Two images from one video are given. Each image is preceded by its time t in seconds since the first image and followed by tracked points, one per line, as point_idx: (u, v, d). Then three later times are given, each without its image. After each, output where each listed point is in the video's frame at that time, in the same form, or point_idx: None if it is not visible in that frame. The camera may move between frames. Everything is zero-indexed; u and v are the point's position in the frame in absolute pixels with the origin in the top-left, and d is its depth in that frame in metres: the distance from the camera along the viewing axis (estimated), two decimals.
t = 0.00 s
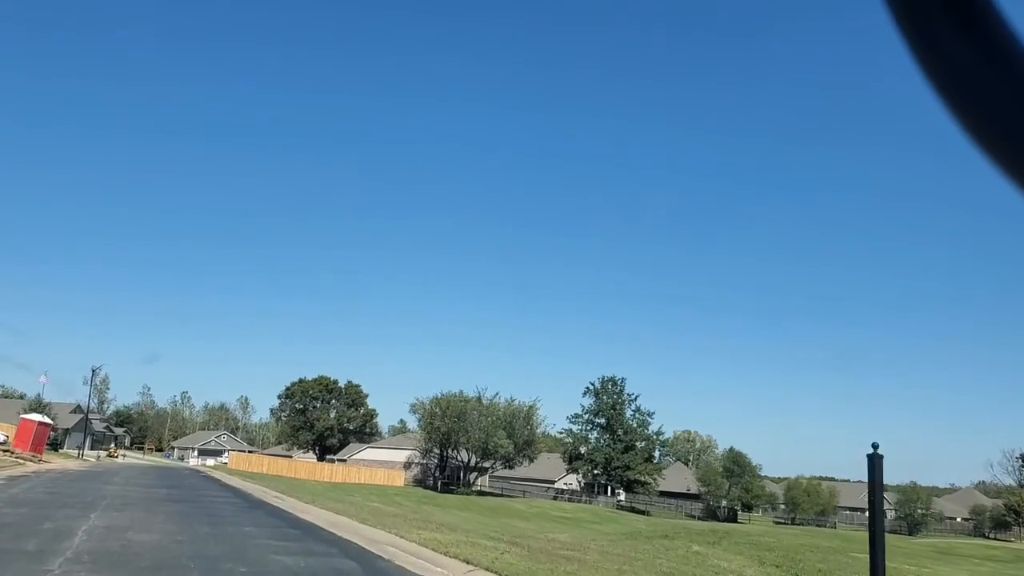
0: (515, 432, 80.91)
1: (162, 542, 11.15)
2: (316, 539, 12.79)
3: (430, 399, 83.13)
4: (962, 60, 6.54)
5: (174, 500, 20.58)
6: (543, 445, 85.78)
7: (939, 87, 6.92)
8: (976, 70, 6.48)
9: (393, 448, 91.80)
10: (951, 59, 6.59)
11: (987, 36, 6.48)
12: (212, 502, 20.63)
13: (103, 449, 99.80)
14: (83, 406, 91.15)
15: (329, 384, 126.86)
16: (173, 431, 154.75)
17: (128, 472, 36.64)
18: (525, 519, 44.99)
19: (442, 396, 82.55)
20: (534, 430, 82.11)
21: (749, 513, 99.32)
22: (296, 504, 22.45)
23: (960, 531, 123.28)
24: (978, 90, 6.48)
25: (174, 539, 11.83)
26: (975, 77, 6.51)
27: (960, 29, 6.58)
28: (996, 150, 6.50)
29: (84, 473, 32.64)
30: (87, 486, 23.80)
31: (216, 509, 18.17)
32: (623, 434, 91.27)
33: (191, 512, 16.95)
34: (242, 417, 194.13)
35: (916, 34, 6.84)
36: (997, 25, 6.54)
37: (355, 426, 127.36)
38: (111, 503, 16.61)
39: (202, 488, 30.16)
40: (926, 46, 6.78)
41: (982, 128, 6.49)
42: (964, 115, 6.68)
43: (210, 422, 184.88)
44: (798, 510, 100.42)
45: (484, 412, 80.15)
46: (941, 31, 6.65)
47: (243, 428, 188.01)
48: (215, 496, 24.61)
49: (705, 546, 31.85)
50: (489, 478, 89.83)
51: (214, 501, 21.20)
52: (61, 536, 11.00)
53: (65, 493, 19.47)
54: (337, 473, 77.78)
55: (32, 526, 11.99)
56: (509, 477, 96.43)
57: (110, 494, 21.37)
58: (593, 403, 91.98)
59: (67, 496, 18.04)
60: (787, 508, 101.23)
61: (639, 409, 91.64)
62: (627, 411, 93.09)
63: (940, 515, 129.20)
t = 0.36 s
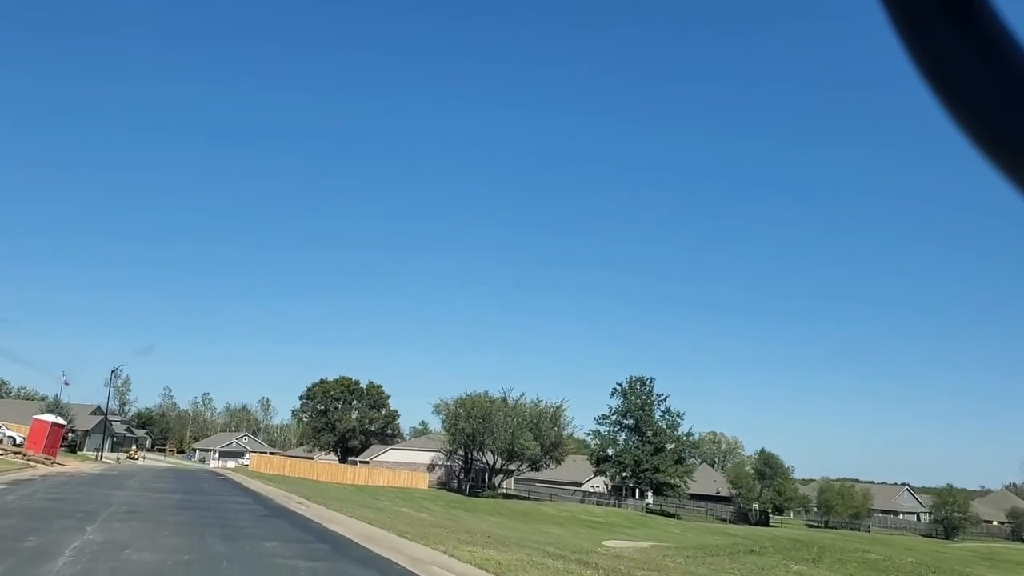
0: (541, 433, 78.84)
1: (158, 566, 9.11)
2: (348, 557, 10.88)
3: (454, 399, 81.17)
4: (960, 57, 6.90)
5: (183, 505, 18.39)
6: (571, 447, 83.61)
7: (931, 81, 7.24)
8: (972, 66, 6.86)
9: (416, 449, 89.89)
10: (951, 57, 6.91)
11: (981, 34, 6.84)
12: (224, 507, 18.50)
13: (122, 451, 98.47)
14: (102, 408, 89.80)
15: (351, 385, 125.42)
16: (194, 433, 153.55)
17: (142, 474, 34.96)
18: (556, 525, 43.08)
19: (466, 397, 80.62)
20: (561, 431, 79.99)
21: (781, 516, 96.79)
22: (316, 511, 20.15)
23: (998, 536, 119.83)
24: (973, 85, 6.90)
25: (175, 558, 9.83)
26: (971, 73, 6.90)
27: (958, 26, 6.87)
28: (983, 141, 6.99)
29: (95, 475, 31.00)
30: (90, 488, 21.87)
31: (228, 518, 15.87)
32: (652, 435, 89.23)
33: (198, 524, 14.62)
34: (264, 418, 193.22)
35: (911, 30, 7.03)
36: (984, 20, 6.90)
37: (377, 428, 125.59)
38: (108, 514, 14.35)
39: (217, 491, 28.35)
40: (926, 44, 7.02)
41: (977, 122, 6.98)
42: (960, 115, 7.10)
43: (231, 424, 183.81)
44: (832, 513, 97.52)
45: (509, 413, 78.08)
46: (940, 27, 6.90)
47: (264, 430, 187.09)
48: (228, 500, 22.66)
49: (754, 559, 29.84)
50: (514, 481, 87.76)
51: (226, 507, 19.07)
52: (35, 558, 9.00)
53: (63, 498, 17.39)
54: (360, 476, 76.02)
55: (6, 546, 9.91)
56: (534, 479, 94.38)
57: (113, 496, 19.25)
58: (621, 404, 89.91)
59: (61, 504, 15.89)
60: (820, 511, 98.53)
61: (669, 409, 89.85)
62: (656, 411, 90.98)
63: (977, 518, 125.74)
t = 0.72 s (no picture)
0: (570, 435, 76.51)
1: None
2: None
3: (478, 400, 79.01)
4: (957, 63, 6.31)
5: (197, 516, 16.26)
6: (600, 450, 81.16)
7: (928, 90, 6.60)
8: (973, 74, 6.21)
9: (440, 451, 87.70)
10: (950, 65, 6.32)
11: (978, 37, 6.31)
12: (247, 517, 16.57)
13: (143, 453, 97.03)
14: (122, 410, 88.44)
15: (374, 386, 123.89)
16: (216, 436, 152.45)
17: (154, 478, 32.96)
18: (593, 532, 40.80)
19: (491, 398, 78.44)
20: (590, 433, 77.61)
21: (815, 519, 93.91)
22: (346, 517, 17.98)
23: None
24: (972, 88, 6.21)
25: None
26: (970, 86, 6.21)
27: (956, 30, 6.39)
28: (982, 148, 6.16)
29: (104, 480, 29.05)
30: (92, 497, 19.75)
31: (249, 532, 13.71)
32: (682, 437, 86.82)
33: (211, 543, 12.38)
34: (286, 420, 192.21)
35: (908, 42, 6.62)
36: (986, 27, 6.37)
37: (399, 430, 123.80)
38: (102, 531, 12.06)
39: (228, 496, 26.14)
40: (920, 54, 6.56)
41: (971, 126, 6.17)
42: (961, 130, 6.29)
43: (253, 426, 182.90)
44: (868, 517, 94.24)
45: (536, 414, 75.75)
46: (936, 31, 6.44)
47: (287, 432, 186.14)
48: (240, 509, 20.44)
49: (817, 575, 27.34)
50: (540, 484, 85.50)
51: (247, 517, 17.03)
52: None
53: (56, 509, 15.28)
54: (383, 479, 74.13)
55: None
56: (561, 482, 92.00)
57: (122, 505, 17.22)
58: (650, 404, 87.56)
59: (57, 516, 13.86)
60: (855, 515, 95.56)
61: (700, 411, 87.40)
62: (686, 412, 88.53)
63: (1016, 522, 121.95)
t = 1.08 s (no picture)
0: (599, 435, 74.33)
1: None
2: None
3: (504, 399, 76.91)
4: (953, 73, 6.50)
5: (216, 530, 14.04)
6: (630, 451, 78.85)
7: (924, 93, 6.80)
8: (964, 76, 6.45)
9: (464, 452, 85.62)
10: (940, 64, 6.56)
11: (975, 47, 6.51)
12: (272, 530, 14.31)
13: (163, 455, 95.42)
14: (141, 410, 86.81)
15: (395, 386, 122.06)
16: (237, 436, 150.87)
17: (172, 481, 31.31)
18: (632, 536, 38.86)
19: (517, 397, 76.31)
20: (620, 433, 75.35)
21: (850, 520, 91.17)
22: (386, 525, 15.75)
23: None
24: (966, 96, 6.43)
25: None
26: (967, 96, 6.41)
27: (958, 38, 6.58)
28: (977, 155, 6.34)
29: (118, 483, 27.40)
30: (101, 502, 18.00)
31: (272, 552, 11.42)
32: (714, 436, 84.40)
33: (229, 563, 10.30)
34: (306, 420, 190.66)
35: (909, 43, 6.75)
36: (982, 38, 6.57)
37: (421, 430, 121.75)
38: (97, 553, 10.01)
39: (249, 497, 24.44)
40: (920, 58, 6.71)
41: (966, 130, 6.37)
42: (950, 124, 6.53)
43: (273, 427, 181.45)
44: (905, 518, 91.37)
45: (564, 413, 73.54)
46: (936, 39, 6.59)
47: (307, 432, 184.69)
48: (264, 512, 18.59)
49: None
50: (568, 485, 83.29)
51: (275, 527, 14.90)
52: None
53: (47, 525, 13.16)
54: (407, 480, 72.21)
55: None
56: (589, 483, 89.66)
57: (126, 517, 15.02)
58: (680, 403, 85.21)
59: (44, 533, 11.72)
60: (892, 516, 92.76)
61: (732, 410, 85.17)
62: (718, 411, 86.18)
63: None
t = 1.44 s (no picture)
0: (628, 437, 72.15)
1: None
2: None
3: (528, 400, 74.74)
4: (950, 74, 6.37)
5: (230, 549, 11.71)
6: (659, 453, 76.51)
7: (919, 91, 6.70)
8: (961, 77, 6.31)
9: (488, 454, 83.45)
10: (934, 66, 6.40)
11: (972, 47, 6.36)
12: (297, 549, 12.05)
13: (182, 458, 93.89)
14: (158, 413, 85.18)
15: (415, 388, 120.03)
16: (256, 440, 149.35)
17: (187, 485, 29.52)
18: (673, 543, 36.69)
19: (542, 397, 74.20)
20: (650, 435, 73.06)
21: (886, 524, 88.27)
22: (428, 542, 13.41)
23: None
24: (962, 97, 6.31)
25: None
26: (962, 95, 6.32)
27: (952, 38, 6.41)
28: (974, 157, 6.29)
29: (129, 488, 25.63)
30: (104, 511, 16.14)
31: None
32: (745, 438, 81.99)
33: None
34: (325, 423, 189.26)
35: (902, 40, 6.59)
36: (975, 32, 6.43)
37: (442, 432, 119.67)
38: None
39: (268, 502, 22.61)
40: (915, 57, 6.57)
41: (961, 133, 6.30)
42: (948, 124, 6.38)
43: (293, 430, 180.08)
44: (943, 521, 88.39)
45: (592, 414, 71.30)
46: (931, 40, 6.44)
47: (327, 435, 183.13)
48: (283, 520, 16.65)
49: None
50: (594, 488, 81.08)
51: (297, 546, 12.70)
52: None
53: (23, 542, 11.08)
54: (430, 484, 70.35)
55: None
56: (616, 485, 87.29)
57: (126, 530, 12.91)
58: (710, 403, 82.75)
59: (22, 556, 9.76)
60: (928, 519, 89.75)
61: (764, 410, 82.76)
62: (750, 411, 83.76)
63: None
